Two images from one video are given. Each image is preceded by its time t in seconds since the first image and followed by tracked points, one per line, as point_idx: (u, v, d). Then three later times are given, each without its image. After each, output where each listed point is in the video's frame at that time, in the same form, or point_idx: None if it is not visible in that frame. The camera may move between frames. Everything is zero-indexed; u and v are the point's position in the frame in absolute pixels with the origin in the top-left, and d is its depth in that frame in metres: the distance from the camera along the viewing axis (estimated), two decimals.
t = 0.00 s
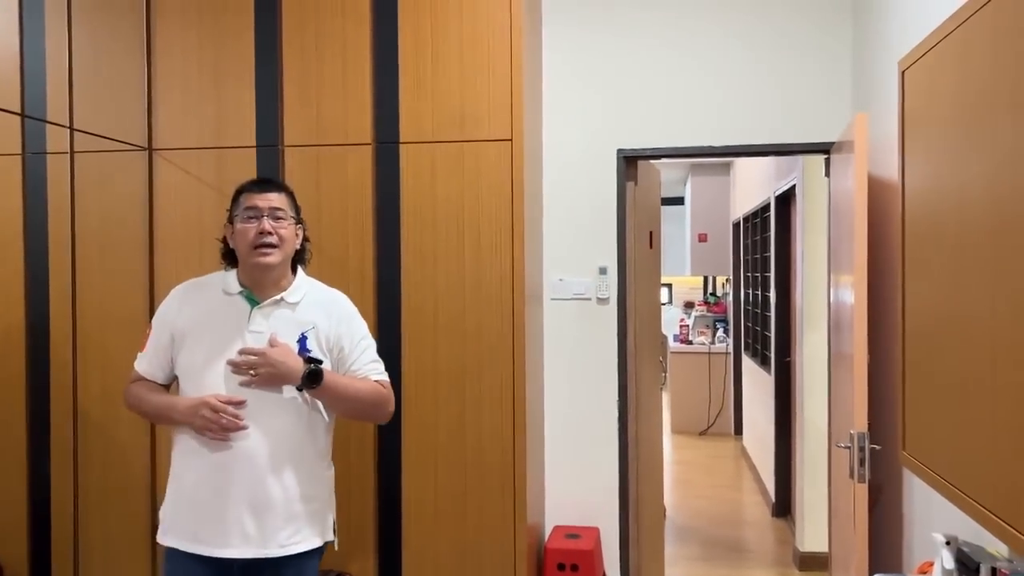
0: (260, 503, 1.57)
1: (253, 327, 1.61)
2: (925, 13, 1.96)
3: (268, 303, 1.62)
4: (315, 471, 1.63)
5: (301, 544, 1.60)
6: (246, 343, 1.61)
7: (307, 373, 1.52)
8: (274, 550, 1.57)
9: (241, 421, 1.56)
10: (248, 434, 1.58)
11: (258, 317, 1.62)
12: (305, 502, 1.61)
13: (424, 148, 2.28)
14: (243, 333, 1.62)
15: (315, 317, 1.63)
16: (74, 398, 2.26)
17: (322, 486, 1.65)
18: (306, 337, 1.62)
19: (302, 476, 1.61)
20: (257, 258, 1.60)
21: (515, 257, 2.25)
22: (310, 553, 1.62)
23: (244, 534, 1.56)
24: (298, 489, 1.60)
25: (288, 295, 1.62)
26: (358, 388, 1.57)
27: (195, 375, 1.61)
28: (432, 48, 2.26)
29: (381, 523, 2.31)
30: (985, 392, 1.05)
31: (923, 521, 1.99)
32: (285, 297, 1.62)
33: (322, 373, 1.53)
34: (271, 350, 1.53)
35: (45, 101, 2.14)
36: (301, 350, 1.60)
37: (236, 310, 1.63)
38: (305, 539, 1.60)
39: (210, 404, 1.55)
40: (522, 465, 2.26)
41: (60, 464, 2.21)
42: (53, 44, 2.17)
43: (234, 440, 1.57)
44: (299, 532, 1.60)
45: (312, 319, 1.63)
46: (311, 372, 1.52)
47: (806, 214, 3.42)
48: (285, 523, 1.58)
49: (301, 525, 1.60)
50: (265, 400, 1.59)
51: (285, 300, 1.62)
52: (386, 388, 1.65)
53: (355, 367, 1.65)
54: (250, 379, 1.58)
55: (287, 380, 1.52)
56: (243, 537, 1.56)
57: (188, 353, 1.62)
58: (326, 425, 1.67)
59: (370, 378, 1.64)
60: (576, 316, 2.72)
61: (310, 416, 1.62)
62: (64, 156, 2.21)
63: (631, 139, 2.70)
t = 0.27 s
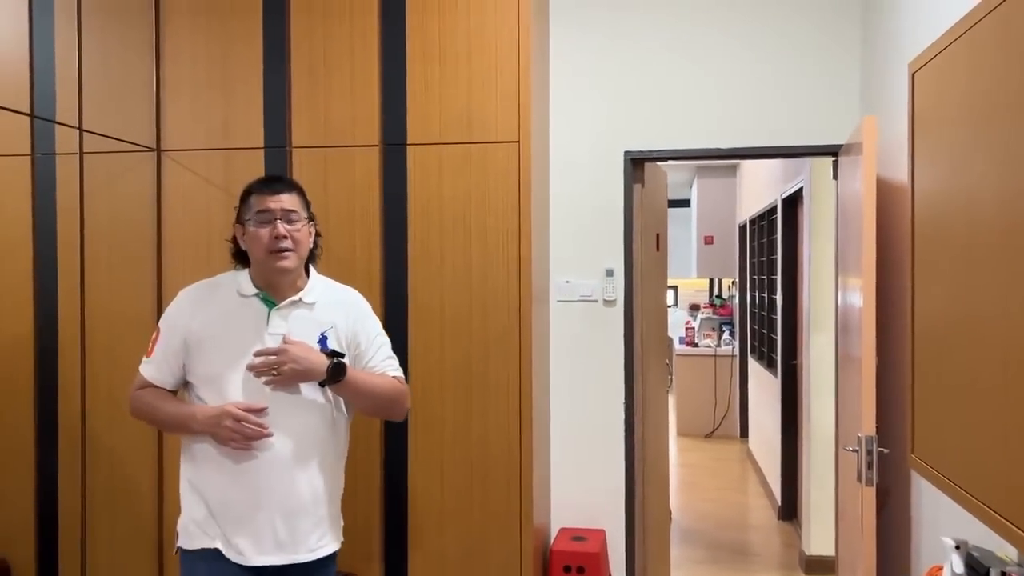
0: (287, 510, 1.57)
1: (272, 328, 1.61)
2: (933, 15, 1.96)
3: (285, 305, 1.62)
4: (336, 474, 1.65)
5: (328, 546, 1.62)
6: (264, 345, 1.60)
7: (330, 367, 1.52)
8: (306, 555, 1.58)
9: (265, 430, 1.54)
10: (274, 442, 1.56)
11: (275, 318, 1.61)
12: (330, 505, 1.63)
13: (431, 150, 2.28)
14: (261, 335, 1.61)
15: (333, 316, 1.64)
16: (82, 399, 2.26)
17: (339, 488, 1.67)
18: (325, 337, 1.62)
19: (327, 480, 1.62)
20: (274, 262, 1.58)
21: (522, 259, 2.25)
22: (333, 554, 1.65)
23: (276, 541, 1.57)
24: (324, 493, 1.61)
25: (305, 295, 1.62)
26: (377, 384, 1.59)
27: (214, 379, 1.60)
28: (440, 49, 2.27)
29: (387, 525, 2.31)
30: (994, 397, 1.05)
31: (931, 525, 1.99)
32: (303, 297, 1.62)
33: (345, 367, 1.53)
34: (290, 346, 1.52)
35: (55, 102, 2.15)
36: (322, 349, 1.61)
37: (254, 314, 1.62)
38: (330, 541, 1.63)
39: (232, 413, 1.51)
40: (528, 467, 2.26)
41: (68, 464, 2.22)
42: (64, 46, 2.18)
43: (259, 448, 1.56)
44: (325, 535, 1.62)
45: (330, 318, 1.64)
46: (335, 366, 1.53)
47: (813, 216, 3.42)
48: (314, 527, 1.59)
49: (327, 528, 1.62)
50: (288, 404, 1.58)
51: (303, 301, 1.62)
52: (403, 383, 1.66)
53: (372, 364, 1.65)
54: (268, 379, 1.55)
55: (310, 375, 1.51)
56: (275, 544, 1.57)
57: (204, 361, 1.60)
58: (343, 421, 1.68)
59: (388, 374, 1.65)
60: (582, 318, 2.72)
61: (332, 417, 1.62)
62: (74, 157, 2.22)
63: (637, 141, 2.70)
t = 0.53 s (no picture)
0: (334, 517, 1.51)
1: (302, 332, 1.54)
2: (948, 14, 1.95)
3: (312, 308, 1.55)
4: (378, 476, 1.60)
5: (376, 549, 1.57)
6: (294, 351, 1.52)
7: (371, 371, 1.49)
8: (358, 561, 1.52)
9: (307, 442, 1.47)
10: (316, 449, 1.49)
11: (304, 322, 1.54)
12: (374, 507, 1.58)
13: (444, 149, 2.28)
14: (290, 340, 1.53)
15: (363, 314, 1.59)
16: (97, 395, 2.27)
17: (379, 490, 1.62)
18: (359, 336, 1.57)
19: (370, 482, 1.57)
20: (298, 265, 1.54)
21: (535, 258, 2.25)
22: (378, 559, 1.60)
23: (328, 551, 1.50)
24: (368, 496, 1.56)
25: (332, 296, 1.57)
26: (413, 380, 1.57)
27: (243, 390, 1.51)
28: (453, 49, 2.27)
29: (399, 523, 2.31)
30: (1010, 397, 1.04)
31: (945, 527, 1.97)
32: (330, 297, 1.56)
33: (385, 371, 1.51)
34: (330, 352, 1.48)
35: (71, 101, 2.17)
36: (358, 349, 1.56)
37: (280, 318, 1.54)
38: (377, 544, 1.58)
39: (272, 428, 1.44)
40: (540, 466, 2.26)
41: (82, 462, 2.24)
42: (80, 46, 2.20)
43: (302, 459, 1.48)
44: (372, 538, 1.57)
45: (361, 318, 1.59)
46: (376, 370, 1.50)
47: (826, 216, 3.40)
48: (364, 531, 1.54)
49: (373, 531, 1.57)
50: (329, 411, 1.52)
51: (331, 301, 1.56)
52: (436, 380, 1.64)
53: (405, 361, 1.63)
54: (305, 388, 1.49)
55: (352, 381, 1.48)
56: (327, 554, 1.50)
57: (233, 370, 1.52)
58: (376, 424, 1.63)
59: (421, 371, 1.62)
60: (594, 318, 2.71)
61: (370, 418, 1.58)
62: (89, 156, 2.24)
63: (650, 140, 2.70)
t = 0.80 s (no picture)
0: (405, 517, 1.49)
1: (354, 327, 1.49)
2: (968, 9, 1.93)
3: (364, 299, 1.51)
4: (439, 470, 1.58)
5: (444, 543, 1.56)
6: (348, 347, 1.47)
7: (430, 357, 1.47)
8: (432, 557, 1.51)
9: (371, 450, 1.41)
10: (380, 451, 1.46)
11: (355, 317, 1.50)
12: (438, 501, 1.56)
13: (460, 146, 2.28)
14: (343, 338, 1.48)
15: (411, 301, 1.56)
16: (114, 391, 2.29)
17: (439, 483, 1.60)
18: (410, 323, 1.54)
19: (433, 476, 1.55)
20: (361, 253, 1.51)
21: (550, 255, 2.24)
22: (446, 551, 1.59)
23: (403, 550, 1.48)
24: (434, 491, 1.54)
25: (378, 284, 1.53)
26: (465, 364, 1.54)
27: (297, 394, 1.47)
28: (468, 45, 2.26)
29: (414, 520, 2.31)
30: None
31: (965, 527, 1.95)
32: (378, 286, 1.53)
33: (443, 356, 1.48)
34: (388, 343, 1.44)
35: (88, 97, 2.22)
36: (411, 337, 1.52)
37: (328, 317, 1.49)
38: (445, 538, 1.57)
39: (333, 437, 1.39)
40: (555, 464, 2.26)
41: (99, 455, 2.26)
42: (97, 44, 2.26)
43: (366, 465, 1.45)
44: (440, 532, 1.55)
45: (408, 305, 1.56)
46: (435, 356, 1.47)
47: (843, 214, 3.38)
48: (433, 527, 1.53)
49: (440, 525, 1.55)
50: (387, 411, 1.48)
51: (378, 290, 1.52)
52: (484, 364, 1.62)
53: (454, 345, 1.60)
54: (364, 382, 1.45)
55: (414, 370, 1.44)
56: (402, 553, 1.48)
57: (285, 375, 1.47)
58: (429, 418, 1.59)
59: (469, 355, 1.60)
60: (609, 315, 2.70)
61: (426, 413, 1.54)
62: (107, 153, 2.27)
63: (666, 138, 2.68)
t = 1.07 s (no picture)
0: (465, 523, 1.46)
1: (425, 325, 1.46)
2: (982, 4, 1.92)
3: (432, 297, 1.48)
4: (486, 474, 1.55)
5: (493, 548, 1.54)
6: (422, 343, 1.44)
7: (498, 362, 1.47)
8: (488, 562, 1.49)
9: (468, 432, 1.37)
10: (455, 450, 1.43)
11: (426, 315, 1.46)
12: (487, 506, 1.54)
13: (470, 143, 2.27)
14: (415, 331, 1.44)
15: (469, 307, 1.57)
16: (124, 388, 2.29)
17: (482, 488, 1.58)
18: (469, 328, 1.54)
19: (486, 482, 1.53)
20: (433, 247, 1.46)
21: (561, 252, 2.23)
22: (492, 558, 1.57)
23: (465, 557, 1.45)
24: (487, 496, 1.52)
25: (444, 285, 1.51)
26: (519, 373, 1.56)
27: (369, 386, 1.41)
28: (479, 41, 2.26)
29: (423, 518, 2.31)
30: None
31: (978, 527, 1.94)
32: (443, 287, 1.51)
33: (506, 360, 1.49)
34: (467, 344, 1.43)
35: (98, 93, 2.20)
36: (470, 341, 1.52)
37: (402, 307, 1.45)
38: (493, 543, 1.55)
39: (436, 415, 1.33)
40: (564, 461, 2.25)
41: (108, 452, 2.26)
42: (108, 40, 2.23)
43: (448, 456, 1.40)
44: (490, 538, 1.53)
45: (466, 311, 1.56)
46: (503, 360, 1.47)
47: (853, 212, 3.37)
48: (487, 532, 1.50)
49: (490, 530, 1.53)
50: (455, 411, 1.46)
51: (445, 292, 1.51)
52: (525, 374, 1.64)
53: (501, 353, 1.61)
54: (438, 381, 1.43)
55: (487, 372, 1.44)
56: (464, 560, 1.44)
57: (359, 364, 1.40)
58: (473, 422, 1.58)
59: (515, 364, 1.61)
60: (618, 313, 2.70)
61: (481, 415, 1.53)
62: (117, 150, 2.26)
63: (677, 135, 2.67)
